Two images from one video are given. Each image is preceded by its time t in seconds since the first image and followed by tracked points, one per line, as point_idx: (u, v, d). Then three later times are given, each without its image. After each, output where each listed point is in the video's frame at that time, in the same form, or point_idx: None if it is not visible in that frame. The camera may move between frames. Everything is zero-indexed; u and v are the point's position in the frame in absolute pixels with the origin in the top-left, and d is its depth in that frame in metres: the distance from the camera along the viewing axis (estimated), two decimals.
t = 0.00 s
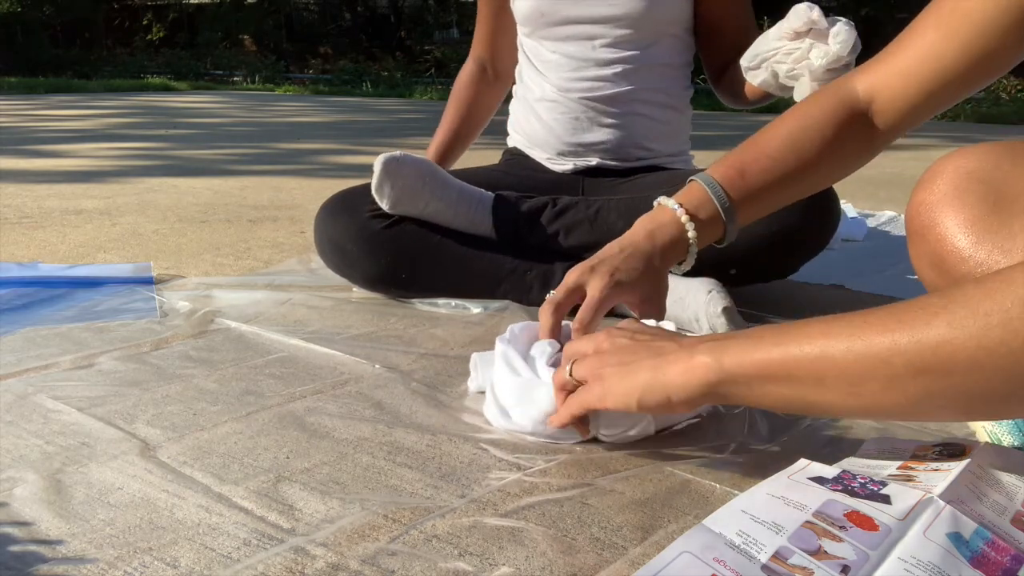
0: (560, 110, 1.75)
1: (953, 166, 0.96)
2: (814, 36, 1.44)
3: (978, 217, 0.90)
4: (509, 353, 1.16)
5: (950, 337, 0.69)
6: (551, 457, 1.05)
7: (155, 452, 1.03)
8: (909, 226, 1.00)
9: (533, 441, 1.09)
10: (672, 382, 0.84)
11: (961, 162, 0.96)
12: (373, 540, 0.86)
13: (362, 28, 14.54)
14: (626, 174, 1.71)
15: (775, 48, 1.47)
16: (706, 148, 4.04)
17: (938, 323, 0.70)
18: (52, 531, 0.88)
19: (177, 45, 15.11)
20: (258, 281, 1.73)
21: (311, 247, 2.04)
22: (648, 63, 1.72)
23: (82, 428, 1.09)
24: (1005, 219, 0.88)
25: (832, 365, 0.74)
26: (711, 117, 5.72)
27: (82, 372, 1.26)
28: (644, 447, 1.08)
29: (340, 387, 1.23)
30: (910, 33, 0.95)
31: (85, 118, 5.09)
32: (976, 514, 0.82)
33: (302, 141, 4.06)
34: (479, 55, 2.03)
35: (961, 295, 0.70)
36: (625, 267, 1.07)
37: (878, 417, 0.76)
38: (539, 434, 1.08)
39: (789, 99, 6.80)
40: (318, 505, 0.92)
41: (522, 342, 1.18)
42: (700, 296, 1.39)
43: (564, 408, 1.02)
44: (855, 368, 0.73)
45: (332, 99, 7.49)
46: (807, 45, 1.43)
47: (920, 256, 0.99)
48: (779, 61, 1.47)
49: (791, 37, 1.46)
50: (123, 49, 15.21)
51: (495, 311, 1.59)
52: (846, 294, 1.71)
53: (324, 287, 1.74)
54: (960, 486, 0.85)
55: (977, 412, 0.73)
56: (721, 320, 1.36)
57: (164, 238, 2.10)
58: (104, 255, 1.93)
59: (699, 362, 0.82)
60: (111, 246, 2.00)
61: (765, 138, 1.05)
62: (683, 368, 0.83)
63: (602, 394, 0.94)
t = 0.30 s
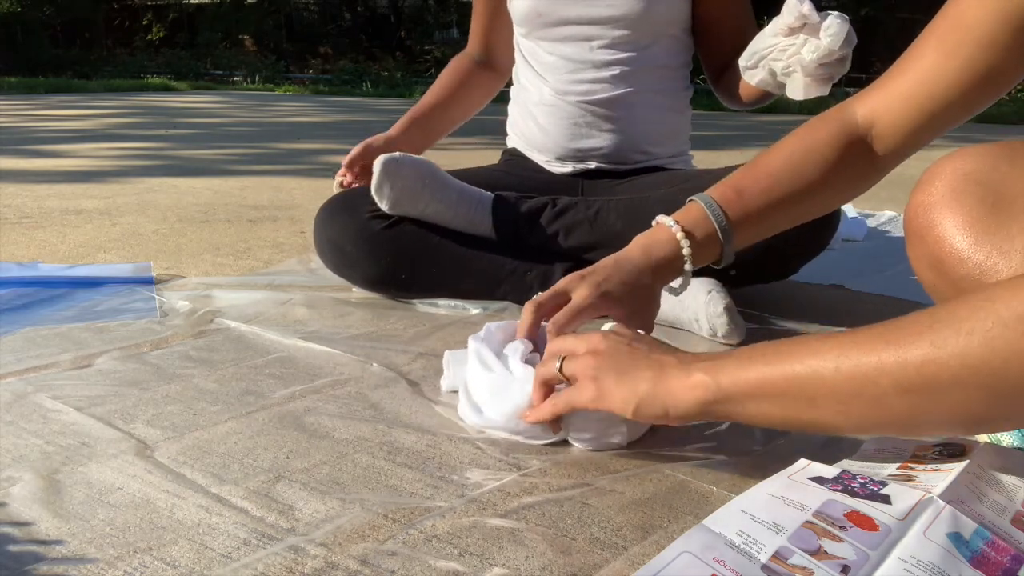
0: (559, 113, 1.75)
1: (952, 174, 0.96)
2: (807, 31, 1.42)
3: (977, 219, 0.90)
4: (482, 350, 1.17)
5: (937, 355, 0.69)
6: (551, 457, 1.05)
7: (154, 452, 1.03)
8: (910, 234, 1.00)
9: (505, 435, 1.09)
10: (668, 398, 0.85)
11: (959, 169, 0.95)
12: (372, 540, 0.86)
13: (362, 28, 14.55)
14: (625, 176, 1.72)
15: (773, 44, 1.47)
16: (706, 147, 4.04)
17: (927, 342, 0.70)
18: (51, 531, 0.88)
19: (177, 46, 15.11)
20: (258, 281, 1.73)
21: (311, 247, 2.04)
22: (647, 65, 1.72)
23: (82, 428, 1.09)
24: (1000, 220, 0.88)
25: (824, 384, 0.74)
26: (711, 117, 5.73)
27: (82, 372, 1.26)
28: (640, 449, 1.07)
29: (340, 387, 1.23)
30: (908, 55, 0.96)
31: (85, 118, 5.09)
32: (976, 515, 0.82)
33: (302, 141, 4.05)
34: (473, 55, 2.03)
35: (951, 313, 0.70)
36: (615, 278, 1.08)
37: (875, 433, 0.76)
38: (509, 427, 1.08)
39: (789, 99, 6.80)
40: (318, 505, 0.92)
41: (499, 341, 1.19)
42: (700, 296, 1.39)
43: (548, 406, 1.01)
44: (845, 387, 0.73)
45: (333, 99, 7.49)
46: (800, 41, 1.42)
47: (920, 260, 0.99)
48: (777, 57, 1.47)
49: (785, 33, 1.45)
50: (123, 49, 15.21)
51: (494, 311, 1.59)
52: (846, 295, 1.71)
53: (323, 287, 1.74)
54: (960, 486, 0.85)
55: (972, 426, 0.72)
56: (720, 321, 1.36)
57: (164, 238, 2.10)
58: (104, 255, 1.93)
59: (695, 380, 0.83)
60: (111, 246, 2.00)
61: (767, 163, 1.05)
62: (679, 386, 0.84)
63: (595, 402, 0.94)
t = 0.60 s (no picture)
0: (567, 115, 1.74)
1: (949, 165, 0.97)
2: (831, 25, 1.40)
3: (976, 220, 0.90)
4: (467, 346, 1.18)
5: (953, 344, 0.72)
6: (550, 457, 1.05)
7: (154, 452, 1.03)
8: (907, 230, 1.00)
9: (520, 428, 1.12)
10: (678, 375, 0.86)
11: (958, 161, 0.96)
12: (372, 540, 0.86)
13: (362, 28, 14.55)
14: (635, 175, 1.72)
15: (798, 39, 1.45)
16: (706, 147, 4.04)
17: (944, 331, 0.72)
18: (51, 531, 0.88)
19: (177, 46, 15.10)
20: (258, 281, 1.73)
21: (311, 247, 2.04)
22: (652, 66, 1.72)
23: (82, 428, 1.09)
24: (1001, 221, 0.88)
25: (834, 365, 0.77)
26: (711, 117, 5.72)
27: (82, 372, 1.26)
28: (640, 449, 1.07)
29: (340, 387, 1.23)
30: (918, 55, 0.98)
31: (86, 118, 5.09)
32: (976, 515, 0.82)
33: (302, 141, 4.05)
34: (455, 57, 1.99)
35: (964, 304, 0.73)
36: (633, 275, 1.06)
37: (879, 417, 0.79)
38: (523, 420, 1.11)
39: (789, 99, 6.80)
40: (318, 505, 0.92)
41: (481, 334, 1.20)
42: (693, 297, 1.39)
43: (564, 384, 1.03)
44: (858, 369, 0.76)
45: (333, 99, 7.49)
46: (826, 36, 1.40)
47: (915, 259, 1.00)
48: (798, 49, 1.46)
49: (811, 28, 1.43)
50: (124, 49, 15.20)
51: (494, 311, 1.59)
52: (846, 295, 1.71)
53: (323, 286, 1.74)
54: (960, 486, 0.85)
55: (974, 416, 0.75)
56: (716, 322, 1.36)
57: (164, 238, 2.10)
58: (104, 255, 1.93)
59: (706, 353, 0.84)
60: (111, 246, 2.00)
61: (789, 147, 1.06)
62: (689, 361, 0.85)
63: (609, 391, 0.92)
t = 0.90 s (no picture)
0: (568, 114, 1.75)
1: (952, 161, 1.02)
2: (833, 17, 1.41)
3: (976, 220, 0.95)
4: (462, 347, 1.18)
5: None
6: (550, 457, 1.05)
7: (153, 452, 1.03)
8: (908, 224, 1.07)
9: (528, 427, 1.13)
10: (912, 308, 0.72)
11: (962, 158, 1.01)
12: (372, 540, 0.86)
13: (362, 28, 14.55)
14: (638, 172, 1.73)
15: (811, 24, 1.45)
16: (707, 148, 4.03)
17: None
18: (51, 531, 0.88)
19: (177, 45, 15.10)
20: (258, 281, 1.73)
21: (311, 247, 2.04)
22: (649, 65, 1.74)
23: (82, 428, 1.09)
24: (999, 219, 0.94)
25: None
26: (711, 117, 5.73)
27: (82, 372, 1.26)
28: (641, 450, 1.07)
29: (340, 387, 1.23)
30: (970, 43, 1.10)
31: (86, 118, 5.09)
32: (976, 515, 0.82)
33: (302, 141, 4.05)
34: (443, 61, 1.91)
35: None
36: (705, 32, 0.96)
37: None
38: (531, 419, 1.12)
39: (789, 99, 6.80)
40: (318, 505, 0.92)
41: (475, 335, 1.21)
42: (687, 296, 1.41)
43: (646, 91, 1.00)
44: None
45: (333, 99, 7.49)
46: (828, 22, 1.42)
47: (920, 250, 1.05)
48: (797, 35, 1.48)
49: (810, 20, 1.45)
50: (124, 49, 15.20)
51: (494, 311, 1.59)
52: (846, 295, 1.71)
53: (323, 287, 1.73)
54: (960, 486, 0.85)
55: None
56: (713, 322, 1.37)
57: (164, 238, 2.10)
58: (104, 255, 1.93)
59: (940, 288, 0.71)
60: (111, 246, 2.00)
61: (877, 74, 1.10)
62: (929, 292, 0.71)
63: (853, 320, 0.75)
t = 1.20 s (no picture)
0: (564, 115, 1.74)
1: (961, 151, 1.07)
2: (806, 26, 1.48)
3: (983, 213, 1.00)
4: (462, 347, 1.18)
5: None
6: (550, 457, 1.05)
7: (153, 452, 1.03)
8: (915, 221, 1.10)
9: (528, 426, 1.13)
10: None
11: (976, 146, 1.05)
12: (372, 540, 0.86)
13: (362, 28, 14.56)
14: (633, 171, 1.74)
15: (782, 36, 1.53)
16: (706, 148, 4.04)
17: None
18: (51, 531, 0.88)
19: (177, 45, 15.10)
20: (258, 281, 1.73)
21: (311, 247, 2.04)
22: (645, 66, 1.73)
23: (81, 428, 1.09)
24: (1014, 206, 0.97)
25: None
26: (712, 117, 5.73)
27: (81, 372, 1.26)
28: (641, 450, 1.07)
29: (340, 387, 1.23)
30: None
31: (86, 118, 5.09)
32: (976, 515, 0.82)
33: (302, 141, 4.05)
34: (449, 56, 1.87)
35: None
36: None
37: None
38: (531, 419, 1.12)
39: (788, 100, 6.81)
40: (318, 505, 0.92)
41: (475, 336, 1.21)
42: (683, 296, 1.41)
43: None
44: None
45: (334, 98, 7.49)
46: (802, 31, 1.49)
47: (920, 243, 1.09)
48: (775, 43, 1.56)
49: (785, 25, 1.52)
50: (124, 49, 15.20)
51: (494, 311, 1.59)
52: (845, 295, 1.71)
53: (324, 287, 1.73)
54: (960, 486, 0.86)
55: None
56: (709, 318, 1.37)
57: (165, 238, 2.10)
58: (104, 255, 1.93)
59: None
60: (111, 246, 2.00)
61: None
62: None
63: None
